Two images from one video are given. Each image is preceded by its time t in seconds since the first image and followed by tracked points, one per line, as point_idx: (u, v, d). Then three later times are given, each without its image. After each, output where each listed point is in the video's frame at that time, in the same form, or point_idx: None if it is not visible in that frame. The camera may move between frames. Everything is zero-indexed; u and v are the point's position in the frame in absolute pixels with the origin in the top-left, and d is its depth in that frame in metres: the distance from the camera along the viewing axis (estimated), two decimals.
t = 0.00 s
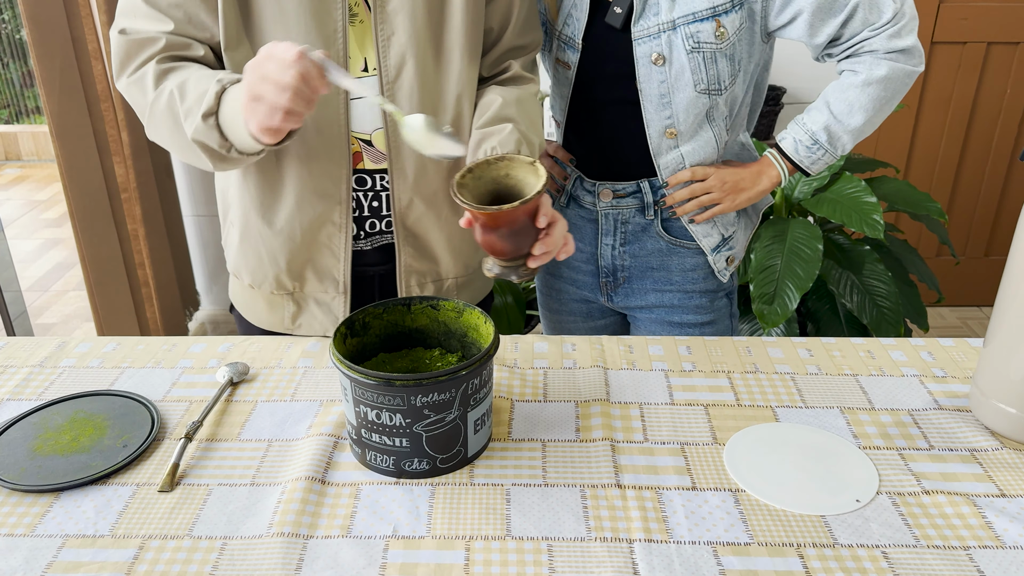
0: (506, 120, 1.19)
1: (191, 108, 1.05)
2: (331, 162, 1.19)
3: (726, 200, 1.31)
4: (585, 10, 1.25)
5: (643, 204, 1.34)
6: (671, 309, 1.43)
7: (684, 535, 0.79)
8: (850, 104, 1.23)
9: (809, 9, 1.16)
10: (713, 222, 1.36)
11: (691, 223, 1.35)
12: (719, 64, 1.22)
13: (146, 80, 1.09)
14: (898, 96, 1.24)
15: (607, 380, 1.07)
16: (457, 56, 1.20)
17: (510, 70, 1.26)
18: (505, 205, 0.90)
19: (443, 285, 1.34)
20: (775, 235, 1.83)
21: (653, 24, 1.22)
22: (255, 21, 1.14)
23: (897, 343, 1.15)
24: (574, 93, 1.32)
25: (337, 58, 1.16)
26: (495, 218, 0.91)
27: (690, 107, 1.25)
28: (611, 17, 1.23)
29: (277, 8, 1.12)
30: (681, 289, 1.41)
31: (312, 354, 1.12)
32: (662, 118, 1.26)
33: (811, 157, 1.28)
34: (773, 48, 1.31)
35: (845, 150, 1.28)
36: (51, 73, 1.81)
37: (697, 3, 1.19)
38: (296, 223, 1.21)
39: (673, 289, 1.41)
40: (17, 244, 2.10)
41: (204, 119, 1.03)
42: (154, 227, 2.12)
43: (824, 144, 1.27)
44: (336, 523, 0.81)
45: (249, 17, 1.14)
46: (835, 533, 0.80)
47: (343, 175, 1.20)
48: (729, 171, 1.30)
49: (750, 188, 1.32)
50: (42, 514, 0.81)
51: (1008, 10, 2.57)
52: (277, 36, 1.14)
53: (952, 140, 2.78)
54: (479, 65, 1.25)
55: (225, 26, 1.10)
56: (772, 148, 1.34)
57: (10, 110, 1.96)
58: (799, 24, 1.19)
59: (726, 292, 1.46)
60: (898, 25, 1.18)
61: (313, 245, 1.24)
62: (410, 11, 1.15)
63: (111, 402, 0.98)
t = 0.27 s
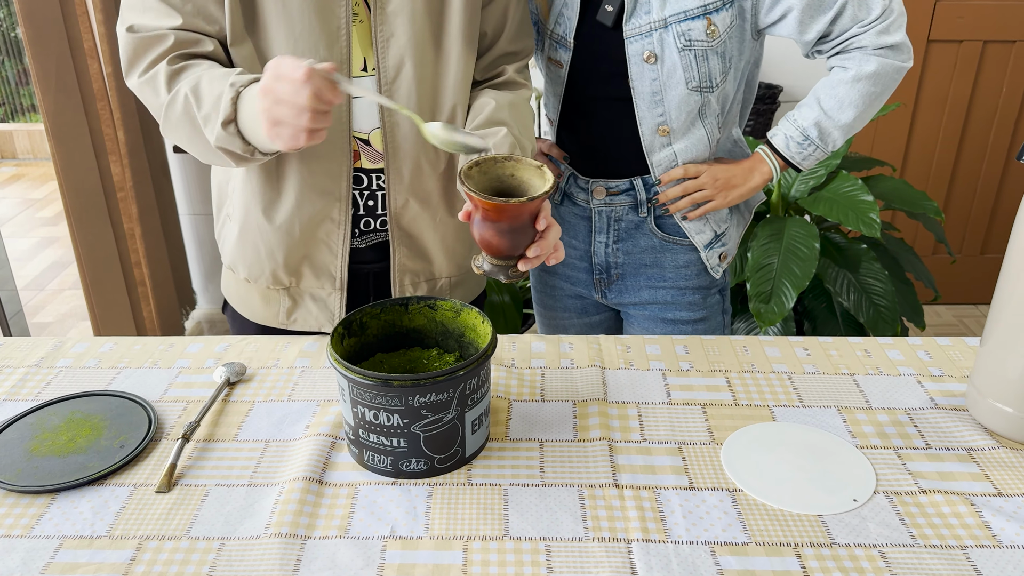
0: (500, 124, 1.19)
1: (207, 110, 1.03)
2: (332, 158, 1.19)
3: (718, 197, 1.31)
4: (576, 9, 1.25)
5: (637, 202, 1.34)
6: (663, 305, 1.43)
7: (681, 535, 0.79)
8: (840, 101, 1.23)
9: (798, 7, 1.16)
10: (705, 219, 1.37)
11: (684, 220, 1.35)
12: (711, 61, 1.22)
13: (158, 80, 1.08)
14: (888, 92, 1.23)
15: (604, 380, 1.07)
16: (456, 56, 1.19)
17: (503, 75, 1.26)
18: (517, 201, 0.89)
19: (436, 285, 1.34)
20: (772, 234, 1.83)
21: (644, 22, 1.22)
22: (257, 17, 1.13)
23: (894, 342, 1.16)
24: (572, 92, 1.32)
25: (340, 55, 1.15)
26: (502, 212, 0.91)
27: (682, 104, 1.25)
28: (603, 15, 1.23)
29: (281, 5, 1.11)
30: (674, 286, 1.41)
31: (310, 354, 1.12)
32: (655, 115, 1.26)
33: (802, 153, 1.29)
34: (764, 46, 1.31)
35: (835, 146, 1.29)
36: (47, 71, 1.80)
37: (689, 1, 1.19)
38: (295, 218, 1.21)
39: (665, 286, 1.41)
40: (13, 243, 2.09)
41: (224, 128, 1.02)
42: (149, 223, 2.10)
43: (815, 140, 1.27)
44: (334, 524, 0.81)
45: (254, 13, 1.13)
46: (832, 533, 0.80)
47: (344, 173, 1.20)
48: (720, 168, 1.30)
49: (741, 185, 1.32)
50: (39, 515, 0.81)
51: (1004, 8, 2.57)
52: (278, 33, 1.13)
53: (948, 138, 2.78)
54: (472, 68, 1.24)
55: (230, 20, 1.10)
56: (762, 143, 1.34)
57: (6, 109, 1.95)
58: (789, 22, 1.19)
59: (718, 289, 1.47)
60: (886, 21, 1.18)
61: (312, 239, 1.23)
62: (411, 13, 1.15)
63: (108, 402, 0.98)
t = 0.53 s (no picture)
0: (505, 123, 1.18)
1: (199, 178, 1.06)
2: (332, 163, 1.19)
3: (708, 190, 1.31)
4: (565, 6, 1.25)
5: (628, 196, 1.34)
6: (657, 296, 1.42)
7: (680, 534, 0.79)
8: (827, 96, 1.24)
9: (788, 5, 1.16)
10: (695, 212, 1.37)
11: (675, 213, 1.35)
12: (701, 57, 1.23)
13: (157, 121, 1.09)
14: (874, 87, 1.24)
15: (603, 378, 1.07)
16: (456, 56, 1.19)
17: (506, 72, 1.25)
18: (527, 196, 0.90)
19: (441, 284, 1.34)
20: (771, 232, 1.83)
21: (636, 19, 1.21)
22: (255, 20, 1.13)
23: (893, 340, 1.16)
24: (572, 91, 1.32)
25: (341, 57, 1.15)
26: (512, 209, 0.91)
27: (673, 100, 1.25)
28: (593, 12, 1.23)
29: (279, 7, 1.11)
30: (666, 278, 1.41)
31: (308, 353, 1.11)
32: (646, 111, 1.26)
33: (790, 148, 1.29)
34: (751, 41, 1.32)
35: (823, 140, 1.29)
36: (44, 69, 1.81)
37: None
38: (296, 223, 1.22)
39: (658, 278, 1.41)
40: (10, 242, 2.08)
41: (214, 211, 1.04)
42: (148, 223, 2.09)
43: (803, 135, 1.28)
44: (333, 523, 0.81)
45: (249, 15, 1.13)
46: (831, 531, 0.80)
47: (347, 175, 1.21)
48: (709, 161, 1.31)
49: (731, 178, 1.32)
50: (37, 514, 0.81)
51: (1001, 7, 2.57)
52: (277, 35, 1.13)
53: (946, 137, 2.78)
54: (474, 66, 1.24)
55: (228, 27, 1.10)
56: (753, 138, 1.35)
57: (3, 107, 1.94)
58: (778, 19, 1.19)
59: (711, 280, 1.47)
60: (873, 19, 1.18)
61: (315, 241, 1.23)
62: (411, 12, 1.15)
63: (106, 401, 0.98)
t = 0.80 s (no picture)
0: (502, 122, 1.18)
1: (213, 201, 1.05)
2: (335, 164, 1.20)
3: (725, 189, 1.32)
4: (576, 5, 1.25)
5: (642, 196, 1.34)
6: (669, 299, 1.43)
7: (680, 532, 0.80)
8: (842, 91, 1.25)
9: None
10: (710, 212, 1.37)
11: (691, 214, 1.36)
12: (715, 54, 1.23)
13: (169, 135, 1.08)
14: (889, 81, 1.26)
15: (603, 377, 1.07)
16: (456, 55, 1.19)
17: (504, 70, 1.26)
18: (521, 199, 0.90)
19: (442, 283, 1.35)
20: (770, 231, 1.83)
21: (650, 16, 1.21)
22: (255, 20, 1.13)
23: (892, 339, 1.16)
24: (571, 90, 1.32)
25: (343, 56, 1.15)
26: (507, 212, 0.91)
27: (688, 97, 1.25)
28: (605, 9, 1.23)
29: (279, 7, 1.11)
30: (680, 279, 1.41)
31: (308, 352, 1.11)
32: (661, 109, 1.27)
33: (807, 144, 1.30)
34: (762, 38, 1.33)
35: (839, 135, 1.30)
36: (43, 68, 1.80)
37: None
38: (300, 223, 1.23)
39: (671, 279, 1.41)
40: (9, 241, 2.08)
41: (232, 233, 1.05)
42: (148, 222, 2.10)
43: (819, 130, 1.29)
44: (334, 521, 0.81)
45: (247, 15, 1.13)
46: (830, 529, 0.80)
47: (350, 176, 1.21)
48: (725, 160, 1.31)
49: (747, 176, 1.33)
50: (38, 513, 0.81)
51: (1001, 5, 2.57)
52: (275, 34, 1.13)
53: (945, 135, 2.78)
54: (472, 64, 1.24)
55: (229, 30, 1.10)
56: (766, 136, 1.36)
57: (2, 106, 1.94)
58: (791, 15, 1.20)
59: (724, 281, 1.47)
60: (886, 12, 1.20)
61: (318, 241, 1.24)
62: (409, 11, 1.15)
63: (106, 400, 0.98)
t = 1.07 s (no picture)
0: (501, 124, 1.19)
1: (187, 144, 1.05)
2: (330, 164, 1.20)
3: (756, 197, 1.31)
4: (604, 5, 1.25)
5: (670, 204, 1.34)
6: (696, 310, 1.42)
7: (682, 533, 0.80)
8: (882, 97, 1.23)
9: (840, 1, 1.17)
10: (742, 221, 1.36)
11: (720, 222, 1.35)
12: (748, 57, 1.22)
13: (143, 105, 1.09)
14: (931, 88, 1.24)
15: (604, 377, 1.07)
16: (454, 57, 1.19)
17: (502, 74, 1.27)
18: (520, 201, 0.90)
19: (439, 285, 1.35)
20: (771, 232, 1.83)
21: (680, 17, 1.22)
22: (252, 21, 1.13)
23: (893, 340, 1.16)
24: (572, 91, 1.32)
25: (338, 58, 1.15)
26: (505, 214, 0.91)
27: (719, 102, 1.25)
28: (634, 9, 1.23)
29: (275, 9, 1.11)
30: (709, 290, 1.40)
31: (310, 352, 1.12)
32: (691, 113, 1.27)
33: (843, 151, 1.28)
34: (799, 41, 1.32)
35: (877, 144, 1.28)
36: (45, 67, 1.81)
37: None
38: (294, 223, 1.21)
39: (700, 289, 1.40)
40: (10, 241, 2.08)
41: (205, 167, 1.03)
42: (148, 223, 2.09)
43: (856, 138, 1.27)
44: (336, 522, 0.81)
45: (245, 16, 1.13)
46: (832, 530, 0.80)
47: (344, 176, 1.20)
48: (757, 168, 1.30)
49: (779, 184, 1.32)
50: (40, 514, 0.81)
51: (1002, 5, 2.57)
52: (274, 36, 1.13)
53: (947, 135, 2.78)
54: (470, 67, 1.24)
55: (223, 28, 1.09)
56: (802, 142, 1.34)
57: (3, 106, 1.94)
58: (830, 16, 1.19)
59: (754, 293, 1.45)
60: (930, 15, 1.18)
61: (314, 244, 1.24)
62: (406, 13, 1.14)
63: (108, 401, 0.98)
